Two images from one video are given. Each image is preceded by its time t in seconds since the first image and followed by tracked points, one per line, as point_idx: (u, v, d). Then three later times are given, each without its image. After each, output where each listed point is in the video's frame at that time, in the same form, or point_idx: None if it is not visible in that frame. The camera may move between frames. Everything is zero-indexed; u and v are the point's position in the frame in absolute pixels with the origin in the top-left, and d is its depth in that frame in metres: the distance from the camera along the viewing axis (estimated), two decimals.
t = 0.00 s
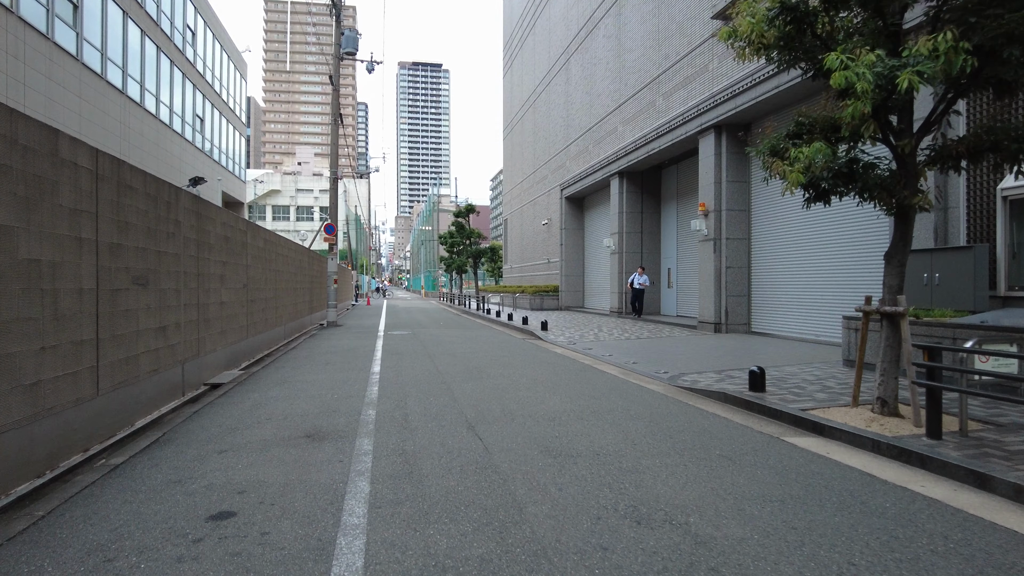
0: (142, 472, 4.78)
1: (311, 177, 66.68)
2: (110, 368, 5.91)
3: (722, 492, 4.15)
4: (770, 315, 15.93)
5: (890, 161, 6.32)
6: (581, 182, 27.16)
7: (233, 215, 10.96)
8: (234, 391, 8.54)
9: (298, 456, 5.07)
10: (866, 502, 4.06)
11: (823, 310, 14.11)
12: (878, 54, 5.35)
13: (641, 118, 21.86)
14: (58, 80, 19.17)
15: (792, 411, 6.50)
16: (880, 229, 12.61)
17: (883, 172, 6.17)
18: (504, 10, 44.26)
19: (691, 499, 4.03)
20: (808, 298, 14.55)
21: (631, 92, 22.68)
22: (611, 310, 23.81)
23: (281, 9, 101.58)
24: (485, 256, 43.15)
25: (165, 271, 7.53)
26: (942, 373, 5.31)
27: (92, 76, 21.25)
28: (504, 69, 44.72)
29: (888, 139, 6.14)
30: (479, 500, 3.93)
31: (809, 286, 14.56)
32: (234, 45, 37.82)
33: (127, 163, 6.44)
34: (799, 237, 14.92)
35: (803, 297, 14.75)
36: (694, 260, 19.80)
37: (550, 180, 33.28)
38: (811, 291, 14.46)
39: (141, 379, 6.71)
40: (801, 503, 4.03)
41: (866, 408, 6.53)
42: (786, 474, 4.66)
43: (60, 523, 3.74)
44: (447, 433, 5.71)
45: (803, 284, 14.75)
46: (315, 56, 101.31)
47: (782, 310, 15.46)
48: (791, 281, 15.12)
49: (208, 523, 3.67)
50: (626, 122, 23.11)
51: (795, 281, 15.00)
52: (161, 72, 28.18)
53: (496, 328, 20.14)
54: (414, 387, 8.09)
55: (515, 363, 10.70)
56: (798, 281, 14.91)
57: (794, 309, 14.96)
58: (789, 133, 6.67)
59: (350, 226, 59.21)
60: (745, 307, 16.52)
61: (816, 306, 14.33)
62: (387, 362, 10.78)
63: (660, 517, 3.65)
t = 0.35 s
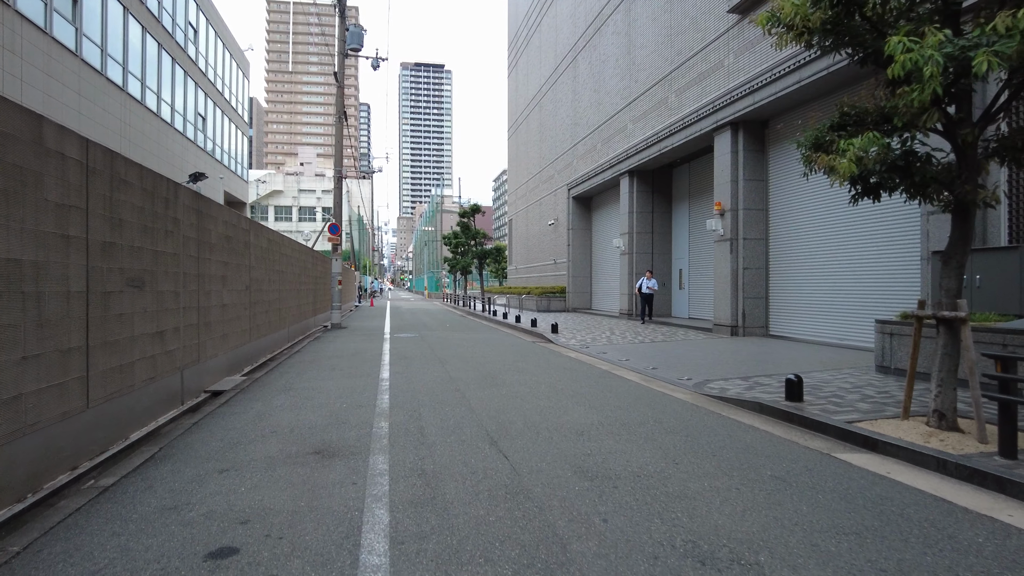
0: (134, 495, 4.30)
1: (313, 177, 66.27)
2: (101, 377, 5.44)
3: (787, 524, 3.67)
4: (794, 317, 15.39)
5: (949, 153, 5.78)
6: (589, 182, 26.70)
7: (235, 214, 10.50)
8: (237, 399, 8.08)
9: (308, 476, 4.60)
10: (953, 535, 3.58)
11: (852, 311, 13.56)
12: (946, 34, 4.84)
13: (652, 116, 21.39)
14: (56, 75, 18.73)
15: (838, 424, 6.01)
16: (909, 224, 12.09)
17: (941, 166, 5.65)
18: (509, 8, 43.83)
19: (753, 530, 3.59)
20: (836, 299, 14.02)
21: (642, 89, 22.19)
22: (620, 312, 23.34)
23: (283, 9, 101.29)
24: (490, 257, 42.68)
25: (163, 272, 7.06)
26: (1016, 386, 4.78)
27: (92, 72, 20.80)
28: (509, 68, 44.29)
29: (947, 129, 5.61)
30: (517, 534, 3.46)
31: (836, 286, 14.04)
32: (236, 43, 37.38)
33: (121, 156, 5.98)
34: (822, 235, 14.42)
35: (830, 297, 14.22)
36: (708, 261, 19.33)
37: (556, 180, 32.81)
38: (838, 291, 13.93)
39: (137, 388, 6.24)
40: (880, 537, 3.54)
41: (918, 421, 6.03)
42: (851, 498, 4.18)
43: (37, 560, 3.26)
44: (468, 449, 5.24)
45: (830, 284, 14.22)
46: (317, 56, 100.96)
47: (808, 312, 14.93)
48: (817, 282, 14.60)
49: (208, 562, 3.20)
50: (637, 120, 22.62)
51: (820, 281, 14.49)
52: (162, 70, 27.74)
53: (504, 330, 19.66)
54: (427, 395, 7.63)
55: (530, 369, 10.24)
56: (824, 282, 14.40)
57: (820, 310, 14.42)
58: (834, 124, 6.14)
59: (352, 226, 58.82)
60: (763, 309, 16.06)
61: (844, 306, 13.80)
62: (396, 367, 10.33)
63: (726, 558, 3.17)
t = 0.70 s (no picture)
0: (113, 516, 3.83)
1: (315, 176, 65.90)
2: (82, 383, 4.97)
3: (860, 554, 3.18)
4: (814, 316, 14.85)
5: (1008, 136, 5.30)
6: (596, 179, 26.20)
7: (232, 209, 10.03)
8: (234, 404, 7.61)
9: (308, 494, 4.12)
10: None
11: (877, 308, 13.01)
12: None
13: (662, 111, 20.90)
14: (51, 70, 18.28)
15: (886, 432, 5.50)
16: (938, 216, 11.56)
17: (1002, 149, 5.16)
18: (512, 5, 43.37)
19: (821, 561, 3.10)
20: (860, 296, 13.48)
21: (651, 84, 21.69)
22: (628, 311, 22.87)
23: (285, 8, 100.98)
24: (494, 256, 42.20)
25: (153, 269, 6.58)
26: None
27: (88, 66, 20.35)
28: (513, 65, 43.83)
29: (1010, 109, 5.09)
30: (549, 568, 2.98)
31: (859, 283, 13.51)
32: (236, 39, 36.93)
33: (104, 141, 5.51)
34: (844, 230, 13.89)
35: (853, 295, 13.68)
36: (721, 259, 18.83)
37: (561, 178, 32.33)
38: (862, 288, 13.39)
39: (124, 394, 5.76)
40: (971, 569, 3.05)
41: (973, 430, 5.52)
42: (923, 519, 3.68)
43: None
44: (484, 462, 4.76)
45: (853, 281, 13.69)
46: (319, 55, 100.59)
47: (829, 311, 14.39)
48: (838, 279, 14.08)
49: None
50: (645, 115, 22.12)
51: (843, 278, 13.96)
52: (161, 66, 27.28)
53: (511, 330, 19.17)
54: (437, 400, 7.16)
55: (542, 371, 9.76)
56: (846, 279, 13.87)
57: (842, 307, 13.91)
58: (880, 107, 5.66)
59: (354, 226, 58.38)
60: (779, 308, 15.59)
61: (869, 304, 13.25)
62: (401, 369, 9.85)
63: None
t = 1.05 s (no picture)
0: (88, 551, 3.34)
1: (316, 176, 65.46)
2: (60, 395, 4.48)
3: None
4: (834, 316, 14.37)
5: None
6: (603, 176, 25.70)
7: (230, 204, 9.56)
8: (232, 413, 7.11)
9: (310, 523, 3.62)
10: None
11: (902, 308, 12.51)
12: None
13: (672, 105, 20.37)
14: (44, 64, 17.76)
15: (945, 447, 4.99)
16: (969, 212, 11.07)
17: None
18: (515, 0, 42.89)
19: None
20: (883, 295, 12.98)
21: (661, 77, 21.17)
22: (637, 311, 22.39)
23: (286, 8, 100.58)
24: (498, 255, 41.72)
25: (143, 268, 6.09)
26: None
27: (84, 61, 19.85)
28: (516, 62, 43.34)
29: None
30: None
31: (883, 281, 13.01)
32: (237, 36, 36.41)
33: (85, 128, 5.02)
34: (868, 226, 13.42)
35: (876, 294, 13.19)
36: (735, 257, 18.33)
37: (566, 175, 31.80)
38: (886, 287, 12.90)
39: (110, 405, 5.27)
40: None
41: None
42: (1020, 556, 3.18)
43: None
44: (506, 483, 4.26)
45: (876, 280, 13.20)
46: (320, 53, 100.08)
47: (850, 310, 13.90)
48: (861, 277, 13.58)
49: None
50: (655, 110, 21.59)
51: (865, 276, 13.47)
52: (160, 62, 26.79)
53: (518, 331, 18.71)
54: (449, 408, 6.68)
55: (556, 374, 9.30)
56: (869, 277, 13.37)
57: (864, 308, 13.44)
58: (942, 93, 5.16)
59: (356, 225, 57.91)
60: (797, 308, 15.11)
61: (893, 303, 12.75)
62: (409, 373, 9.39)
63: None
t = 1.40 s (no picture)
0: None
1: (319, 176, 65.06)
2: (37, 409, 3.99)
3: None
4: (856, 318, 13.89)
5: None
6: (611, 174, 25.21)
7: (231, 201, 9.10)
8: (232, 423, 6.64)
9: (318, 563, 3.14)
10: None
11: (932, 312, 12.03)
12: None
13: (684, 101, 19.87)
14: (41, 59, 17.33)
15: (1018, 467, 4.50)
16: (1010, 212, 10.59)
17: None
18: None
19: None
20: (910, 297, 12.51)
21: (672, 74, 20.69)
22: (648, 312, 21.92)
23: (288, 8, 100.23)
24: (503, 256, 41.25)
25: (135, 268, 5.62)
26: None
27: (81, 55, 19.40)
28: (521, 61, 42.89)
29: None
30: None
31: (910, 282, 12.53)
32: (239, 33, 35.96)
33: (68, 113, 4.55)
34: (894, 225, 12.94)
35: (902, 296, 12.70)
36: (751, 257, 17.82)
37: (573, 174, 31.31)
38: (914, 290, 12.41)
39: (96, 419, 4.79)
40: None
41: None
42: None
43: None
44: (537, 511, 3.78)
45: (902, 281, 12.73)
46: (322, 53, 99.72)
47: (873, 313, 13.43)
48: (886, 278, 13.10)
49: None
50: (666, 107, 21.09)
51: (891, 277, 12.99)
52: (161, 58, 26.34)
53: (527, 333, 18.23)
54: (466, 419, 6.21)
55: (574, 381, 8.82)
56: (895, 278, 12.89)
57: (890, 311, 12.95)
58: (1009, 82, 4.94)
59: (359, 225, 57.50)
60: (816, 310, 14.63)
61: (920, 305, 12.27)
62: (419, 380, 8.91)
63: None
